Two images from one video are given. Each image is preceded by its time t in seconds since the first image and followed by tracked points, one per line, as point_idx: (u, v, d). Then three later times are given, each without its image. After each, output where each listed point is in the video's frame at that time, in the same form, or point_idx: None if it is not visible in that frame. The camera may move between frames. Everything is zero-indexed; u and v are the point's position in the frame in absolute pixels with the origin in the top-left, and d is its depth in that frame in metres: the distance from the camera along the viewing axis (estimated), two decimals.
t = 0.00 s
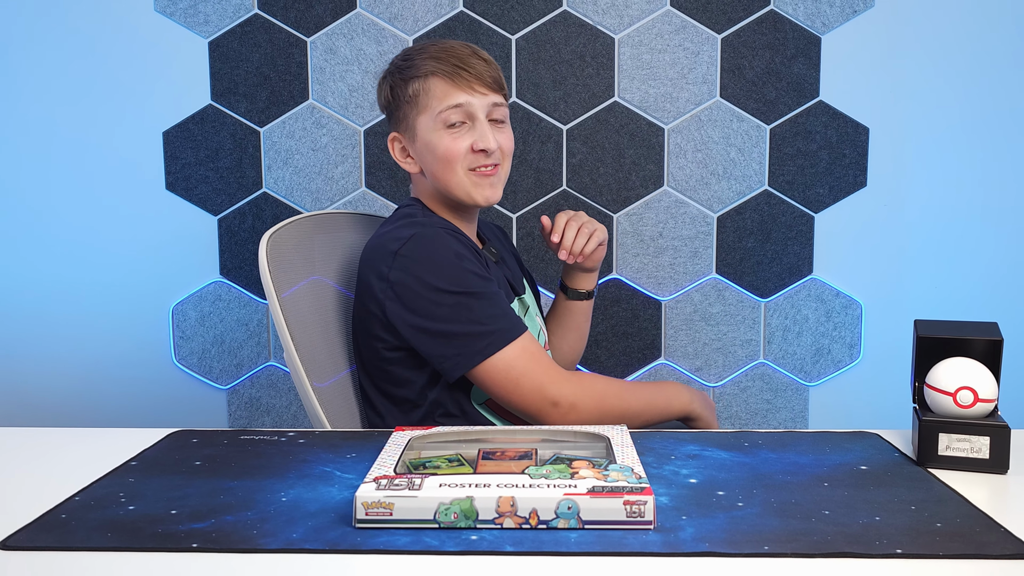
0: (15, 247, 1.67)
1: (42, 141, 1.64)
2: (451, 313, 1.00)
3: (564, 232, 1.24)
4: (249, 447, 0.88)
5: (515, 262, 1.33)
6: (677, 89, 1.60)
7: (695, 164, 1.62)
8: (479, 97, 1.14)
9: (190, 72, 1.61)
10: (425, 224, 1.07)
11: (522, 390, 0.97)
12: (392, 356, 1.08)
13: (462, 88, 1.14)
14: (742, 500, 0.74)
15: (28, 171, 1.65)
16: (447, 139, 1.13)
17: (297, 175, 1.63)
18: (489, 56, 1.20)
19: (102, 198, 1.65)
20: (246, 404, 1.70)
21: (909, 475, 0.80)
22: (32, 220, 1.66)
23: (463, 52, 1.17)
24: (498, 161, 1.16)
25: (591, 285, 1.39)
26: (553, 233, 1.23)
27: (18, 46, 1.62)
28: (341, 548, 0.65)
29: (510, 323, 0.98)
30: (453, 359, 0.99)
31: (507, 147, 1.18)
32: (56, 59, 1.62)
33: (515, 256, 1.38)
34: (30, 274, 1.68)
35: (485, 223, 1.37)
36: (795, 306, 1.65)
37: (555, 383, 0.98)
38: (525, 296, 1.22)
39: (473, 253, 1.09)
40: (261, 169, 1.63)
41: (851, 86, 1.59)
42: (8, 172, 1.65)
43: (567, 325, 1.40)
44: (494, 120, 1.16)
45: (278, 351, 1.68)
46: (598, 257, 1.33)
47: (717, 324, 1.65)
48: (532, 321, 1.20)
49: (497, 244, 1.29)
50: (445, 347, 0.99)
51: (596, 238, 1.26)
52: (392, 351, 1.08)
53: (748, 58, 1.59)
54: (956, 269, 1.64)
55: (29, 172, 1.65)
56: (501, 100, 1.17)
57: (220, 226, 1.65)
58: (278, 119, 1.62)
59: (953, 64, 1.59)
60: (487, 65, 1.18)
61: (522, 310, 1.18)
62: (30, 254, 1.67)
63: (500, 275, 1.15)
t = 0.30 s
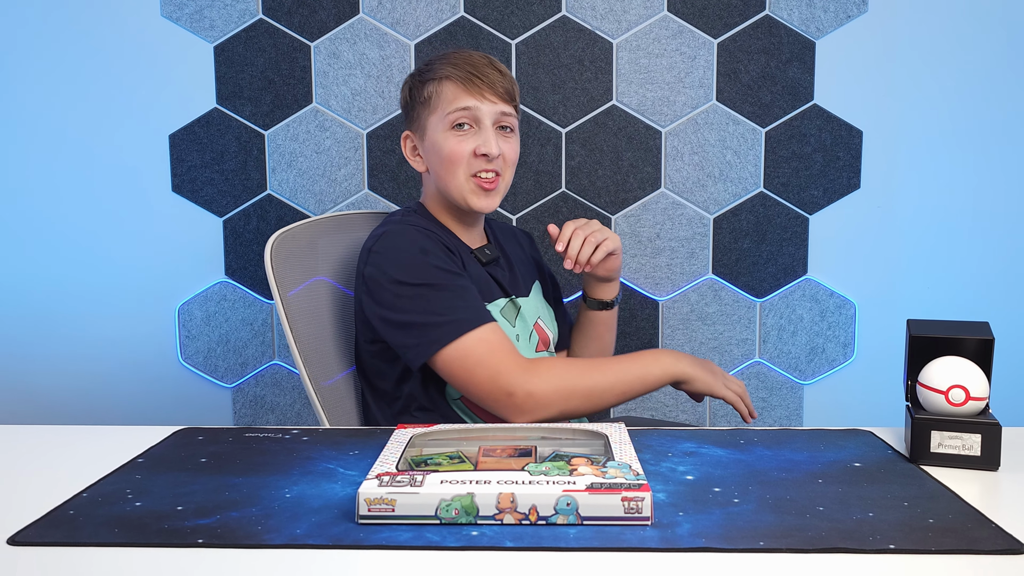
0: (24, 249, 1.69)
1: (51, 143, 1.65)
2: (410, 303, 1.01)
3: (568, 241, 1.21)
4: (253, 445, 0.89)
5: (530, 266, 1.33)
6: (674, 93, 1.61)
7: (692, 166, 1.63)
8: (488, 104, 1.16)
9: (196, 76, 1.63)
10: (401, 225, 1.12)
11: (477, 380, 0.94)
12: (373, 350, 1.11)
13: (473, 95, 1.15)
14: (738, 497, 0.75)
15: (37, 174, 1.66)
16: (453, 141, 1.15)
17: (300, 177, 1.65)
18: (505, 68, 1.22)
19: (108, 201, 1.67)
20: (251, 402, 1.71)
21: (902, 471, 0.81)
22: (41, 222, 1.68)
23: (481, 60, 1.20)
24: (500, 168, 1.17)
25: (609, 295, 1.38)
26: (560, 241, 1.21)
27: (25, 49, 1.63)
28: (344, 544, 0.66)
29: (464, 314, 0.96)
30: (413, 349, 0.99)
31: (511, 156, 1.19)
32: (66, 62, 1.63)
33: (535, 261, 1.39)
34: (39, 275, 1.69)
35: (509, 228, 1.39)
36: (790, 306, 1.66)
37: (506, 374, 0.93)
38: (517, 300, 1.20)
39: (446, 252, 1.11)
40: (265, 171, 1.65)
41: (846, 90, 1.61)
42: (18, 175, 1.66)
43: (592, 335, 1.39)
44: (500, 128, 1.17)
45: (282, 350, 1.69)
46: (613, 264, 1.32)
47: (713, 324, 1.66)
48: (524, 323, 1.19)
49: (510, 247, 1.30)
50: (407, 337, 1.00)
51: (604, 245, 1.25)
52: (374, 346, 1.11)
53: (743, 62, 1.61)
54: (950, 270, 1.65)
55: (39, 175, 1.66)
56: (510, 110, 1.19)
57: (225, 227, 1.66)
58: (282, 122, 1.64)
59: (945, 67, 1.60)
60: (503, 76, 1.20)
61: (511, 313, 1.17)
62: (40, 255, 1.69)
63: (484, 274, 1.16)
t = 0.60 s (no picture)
0: (34, 249, 1.71)
1: (61, 145, 1.68)
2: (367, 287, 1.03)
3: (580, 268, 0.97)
4: (258, 442, 0.91)
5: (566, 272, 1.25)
6: (671, 96, 1.63)
7: (689, 169, 1.65)
8: (502, 101, 1.18)
9: (201, 80, 1.65)
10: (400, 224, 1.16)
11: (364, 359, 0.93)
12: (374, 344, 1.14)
13: (487, 92, 1.18)
14: (734, 493, 0.76)
15: (47, 176, 1.69)
16: (468, 136, 1.18)
17: (304, 179, 1.66)
18: (522, 69, 1.24)
19: (116, 203, 1.69)
20: (255, 400, 1.73)
21: (895, 468, 0.83)
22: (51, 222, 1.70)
23: (499, 62, 1.23)
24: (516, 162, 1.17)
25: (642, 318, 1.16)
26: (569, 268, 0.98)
27: (34, 53, 1.65)
28: (347, 539, 0.67)
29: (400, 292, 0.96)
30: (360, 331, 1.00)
31: (527, 151, 1.18)
32: (76, 65, 1.66)
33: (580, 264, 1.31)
34: (49, 275, 1.72)
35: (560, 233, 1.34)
36: (785, 305, 1.68)
37: (375, 353, 0.90)
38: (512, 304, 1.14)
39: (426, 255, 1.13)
40: (270, 173, 1.66)
41: (841, 93, 1.62)
42: (27, 177, 1.69)
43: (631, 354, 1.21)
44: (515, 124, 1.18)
45: (287, 349, 1.70)
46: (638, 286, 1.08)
47: (710, 323, 1.68)
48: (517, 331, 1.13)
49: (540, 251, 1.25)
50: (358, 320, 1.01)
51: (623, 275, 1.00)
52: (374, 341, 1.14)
53: (739, 67, 1.62)
54: (945, 271, 1.67)
55: (48, 177, 1.69)
56: (527, 107, 1.20)
57: (230, 228, 1.68)
58: (286, 125, 1.65)
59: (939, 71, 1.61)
60: (520, 75, 1.22)
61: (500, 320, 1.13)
62: (50, 255, 1.71)
63: (475, 279, 1.15)
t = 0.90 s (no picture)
0: (41, 250, 1.72)
1: (66, 146, 1.69)
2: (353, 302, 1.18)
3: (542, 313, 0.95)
4: (262, 439, 0.92)
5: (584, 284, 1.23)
6: (668, 99, 1.64)
7: (685, 171, 1.66)
8: (534, 115, 1.20)
9: (206, 84, 1.66)
10: (405, 241, 1.23)
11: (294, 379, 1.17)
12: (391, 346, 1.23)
13: (519, 104, 1.21)
14: (730, 490, 0.77)
15: (54, 178, 1.70)
16: (496, 145, 1.20)
17: (308, 181, 1.68)
18: (560, 83, 1.26)
19: (121, 204, 1.70)
20: (260, 398, 1.74)
21: (889, 465, 0.84)
22: (57, 223, 1.72)
23: (537, 73, 1.25)
24: (540, 176, 1.19)
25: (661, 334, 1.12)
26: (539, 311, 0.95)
27: (39, 56, 1.66)
28: (350, 535, 0.67)
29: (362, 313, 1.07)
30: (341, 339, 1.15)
31: (554, 166, 1.20)
32: (81, 68, 1.67)
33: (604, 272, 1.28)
34: (55, 275, 1.73)
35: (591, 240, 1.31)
36: (780, 305, 1.69)
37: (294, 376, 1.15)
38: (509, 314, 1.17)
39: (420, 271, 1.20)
40: (274, 175, 1.68)
41: (837, 97, 1.64)
42: (34, 179, 1.70)
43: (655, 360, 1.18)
44: (545, 139, 1.20)
45: (291, 348, 1.72)
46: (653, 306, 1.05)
47: (707, 323, 1.70)
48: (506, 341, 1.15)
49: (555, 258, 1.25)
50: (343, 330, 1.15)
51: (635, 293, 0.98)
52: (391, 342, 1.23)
53: (735, 71, 1.64)
54: (940, 270, 1.68)
55: (55, 179, 1.70)
56: (558, 123, 1.21)
57: (235, 230, 1.70)
58: (289, 128, 1.67)
59: (932, 74, 1.63)
60: (556, 89, 1.24)
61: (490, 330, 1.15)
62: (56, 256, 1.73)
63: (473, 292, 1.19)
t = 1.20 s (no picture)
0: (49, 252, 1.74)
1: (73, 148, 1.71)
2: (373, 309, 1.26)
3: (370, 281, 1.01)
4: (266, 437, 0.94)
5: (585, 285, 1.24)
6: (665, 103, 1.66)
7: (683, 172, 1.68)
8: (530, 124, 1.21)
9: (210, 88, 1.68)
10: (413, 249, 1.29)
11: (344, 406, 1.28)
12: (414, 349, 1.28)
13: (514, 112, 1.21)
14: (727, 486, 0.78)
15: (60, 181, 1.72)
16: (491, 155, 1.22)
17: (311, 182, 1.69)
18: (560, 89, 1.25)
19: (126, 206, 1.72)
20: (264, 396, 1.76)
21: (883, 462, 0.85)
22: (63, 224, 1.73)
23: (534, 79, 1.25)
24: (533, 186, 1.21)
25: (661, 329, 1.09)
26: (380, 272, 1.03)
27: (44, 60, 1.68)
28: (353, 531, 0.68)
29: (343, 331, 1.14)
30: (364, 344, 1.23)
31: (549, 175, 1.22)
32: (87, 71, 1.68)
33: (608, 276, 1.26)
34: (63, 276, 1.75)
35: (600, 243, 1.29)
36: (776, 305, 1.71)
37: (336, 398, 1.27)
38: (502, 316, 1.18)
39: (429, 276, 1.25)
40: (277, 177, 1.69)
41: (833, 100, 1.65)
42: (42, 182, 1.72)
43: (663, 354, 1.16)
44: (541, 148, 1.21)
45: (294, 346, 1.73)
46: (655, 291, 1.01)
47: (704, 322, 1.71)
48: (495, 341, 1.17)
49: (559, 258, 1.25)
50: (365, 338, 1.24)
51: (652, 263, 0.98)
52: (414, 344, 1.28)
53: (733, 74, 1.65)
54: (935, 271, 1.70)
55: (62, 182, 1.72)
56: (555, 132, 1.22)
57: (239, 231, 1.71)
58: (293, 131, 1.68)
59: (928, 78, 1.64)
60: (554, 96, 1.24)
61: (480, 330, 1.17)
62: (63, 257, 1.74)
63: (468, 292, 1.22)
